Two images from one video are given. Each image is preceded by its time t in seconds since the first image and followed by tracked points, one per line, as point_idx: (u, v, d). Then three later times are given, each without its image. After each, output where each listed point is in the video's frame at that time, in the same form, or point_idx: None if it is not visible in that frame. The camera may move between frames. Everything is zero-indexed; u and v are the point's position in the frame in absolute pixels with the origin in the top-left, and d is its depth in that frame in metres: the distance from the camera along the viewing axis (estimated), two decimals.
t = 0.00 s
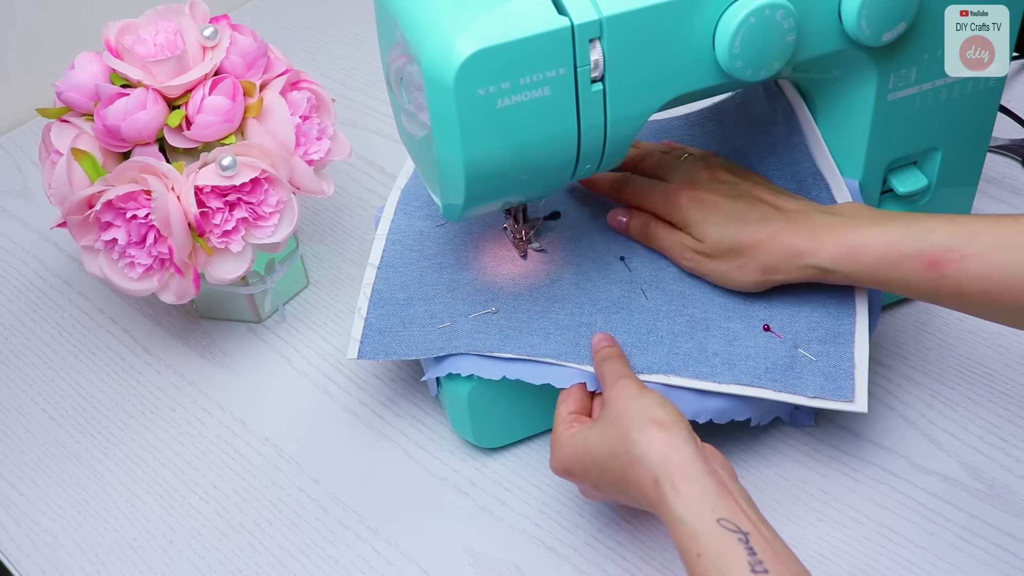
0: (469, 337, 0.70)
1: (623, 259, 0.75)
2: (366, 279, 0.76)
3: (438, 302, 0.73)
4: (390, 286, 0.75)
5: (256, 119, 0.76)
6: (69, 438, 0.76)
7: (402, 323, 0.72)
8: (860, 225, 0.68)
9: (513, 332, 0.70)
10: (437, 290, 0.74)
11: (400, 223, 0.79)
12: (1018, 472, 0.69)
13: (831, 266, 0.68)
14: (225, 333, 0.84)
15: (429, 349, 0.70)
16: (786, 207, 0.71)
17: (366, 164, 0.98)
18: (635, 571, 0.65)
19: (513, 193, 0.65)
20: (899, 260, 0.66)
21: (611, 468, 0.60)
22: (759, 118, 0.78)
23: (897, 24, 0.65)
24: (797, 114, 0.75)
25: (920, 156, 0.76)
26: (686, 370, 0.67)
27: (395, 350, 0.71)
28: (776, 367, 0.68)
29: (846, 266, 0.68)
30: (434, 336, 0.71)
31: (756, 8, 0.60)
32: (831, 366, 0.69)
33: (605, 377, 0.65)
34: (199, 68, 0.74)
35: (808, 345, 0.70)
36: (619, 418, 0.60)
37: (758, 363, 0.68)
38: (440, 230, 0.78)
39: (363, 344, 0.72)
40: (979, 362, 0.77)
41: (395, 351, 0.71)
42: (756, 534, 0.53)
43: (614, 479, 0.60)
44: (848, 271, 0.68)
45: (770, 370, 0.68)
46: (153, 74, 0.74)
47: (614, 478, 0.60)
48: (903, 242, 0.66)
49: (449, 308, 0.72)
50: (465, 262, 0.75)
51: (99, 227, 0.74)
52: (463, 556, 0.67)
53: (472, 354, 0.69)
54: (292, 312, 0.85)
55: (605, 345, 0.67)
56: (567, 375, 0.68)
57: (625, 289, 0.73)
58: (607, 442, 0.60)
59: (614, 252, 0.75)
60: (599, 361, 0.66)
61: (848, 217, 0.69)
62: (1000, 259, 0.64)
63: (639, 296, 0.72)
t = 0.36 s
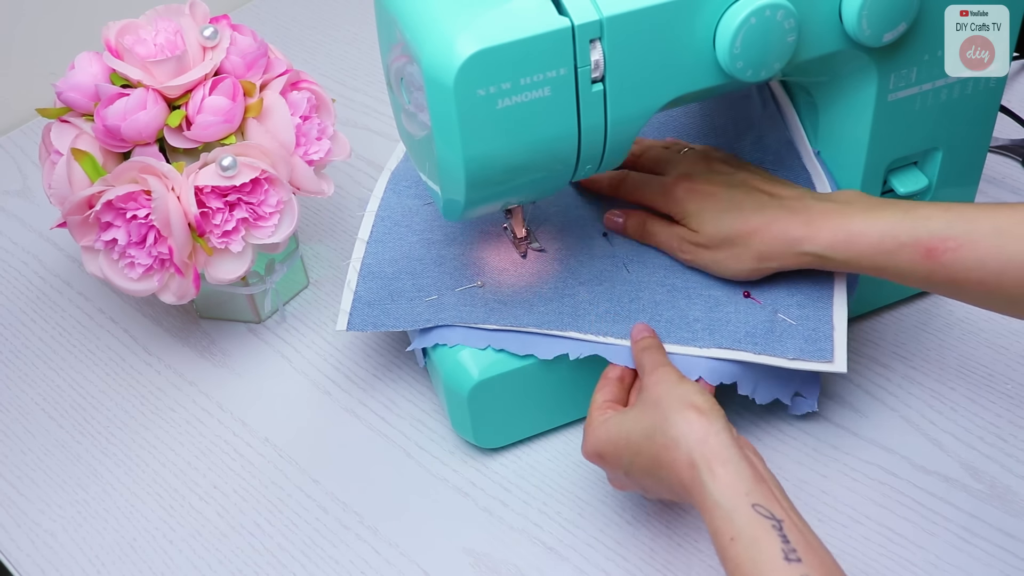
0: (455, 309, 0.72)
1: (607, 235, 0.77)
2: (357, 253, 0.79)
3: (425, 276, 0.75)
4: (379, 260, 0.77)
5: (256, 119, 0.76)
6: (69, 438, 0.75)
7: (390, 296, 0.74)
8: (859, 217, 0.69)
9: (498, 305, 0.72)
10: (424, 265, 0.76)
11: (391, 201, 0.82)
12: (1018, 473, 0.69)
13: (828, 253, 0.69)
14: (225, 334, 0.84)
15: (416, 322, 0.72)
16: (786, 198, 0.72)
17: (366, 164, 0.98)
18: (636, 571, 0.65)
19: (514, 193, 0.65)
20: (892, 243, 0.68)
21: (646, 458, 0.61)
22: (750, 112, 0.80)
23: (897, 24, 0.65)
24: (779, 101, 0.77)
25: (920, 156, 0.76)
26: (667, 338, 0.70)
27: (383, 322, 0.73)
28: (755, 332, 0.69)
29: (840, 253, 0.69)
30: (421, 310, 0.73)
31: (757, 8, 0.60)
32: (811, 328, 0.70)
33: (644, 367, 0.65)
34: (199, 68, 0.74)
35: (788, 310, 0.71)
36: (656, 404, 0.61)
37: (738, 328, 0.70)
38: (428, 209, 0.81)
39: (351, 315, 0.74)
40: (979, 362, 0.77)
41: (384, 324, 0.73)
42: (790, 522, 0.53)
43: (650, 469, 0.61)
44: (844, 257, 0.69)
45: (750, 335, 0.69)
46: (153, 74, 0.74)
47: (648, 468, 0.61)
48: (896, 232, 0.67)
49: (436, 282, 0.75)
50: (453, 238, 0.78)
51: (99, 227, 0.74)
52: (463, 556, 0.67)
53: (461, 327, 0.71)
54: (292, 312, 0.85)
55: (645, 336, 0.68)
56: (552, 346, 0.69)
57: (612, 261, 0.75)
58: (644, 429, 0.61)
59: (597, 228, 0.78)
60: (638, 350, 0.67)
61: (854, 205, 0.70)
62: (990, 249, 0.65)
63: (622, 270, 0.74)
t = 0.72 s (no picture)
0: (449, 283, 0.74)
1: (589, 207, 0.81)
2: (345, 242, 0.80)
3: (416, 258, 0.77)
4: (369, 246, 0.79)
5: (257, 119, 0.76)
6: (69, 438, 0.75)
7: (383, 280, 0.76)
8: (825, 218, 0.68)
9: (490, 281, 0.74)
10: (413, 247, 0.78)
11: (374, 192, 0.84)
12: (1017, 472, 0.69)
13: (784, 277, 0.69)
14: (225, 334, 0.84)
15: (411, 298, 0.74)
16: (770, 193, 0.74)
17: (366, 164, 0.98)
18: (636, 571, 0.65)
19: (514, 193, 0.65)
20: (847, 252, 0.66)
21: (528, 436, 0.58)
22: (733, 121, 0.83)
23: (897, 25, 0.65)
24: (762, 104, 0.80)
25: (920, 156, 0.76)
26: (657, 295, 0.72)
27: (378, 303, 0.75)
28: (742, 286, 0.73)
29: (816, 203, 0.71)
30: (415, 287, 0.75)
31: (756, 8, 0.60)
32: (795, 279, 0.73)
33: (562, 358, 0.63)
34: (199, 68, 0.74)
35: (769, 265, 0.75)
36: (602, 408, 0.57)
37: (725, 284, 0.73)
38: (412, 196, 0.83)
39: (345, 300, 0.75)
40: (979, 362, 0.77)
41: (379, 305, 0.74)
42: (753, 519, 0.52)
43: (564, 465, 0.57)
44: (798, 288, 0.68)
45: (735, 291, 0.73)
46: (153, 74, 0.74)
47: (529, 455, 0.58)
48: (846, 231, 0.67)
49: (426, 261, 0.77)
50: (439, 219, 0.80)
51: (99, 227, 0.74)
52: (463, 556, 0.67)
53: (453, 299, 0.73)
54: (292, 312, 0.85)
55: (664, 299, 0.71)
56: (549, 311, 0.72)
57: (595, 237, 0.78)
58: (546, 427, 0.57)
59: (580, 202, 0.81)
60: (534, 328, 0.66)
61: (826, 206, 0.70)
62: (949, 239, 0.64)
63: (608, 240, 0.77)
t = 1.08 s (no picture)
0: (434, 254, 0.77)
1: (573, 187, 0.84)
2: (336, 221, 0.83)
3: (404, 233, 0.80)
4: (358, 225, 0.82)
5: (257, 119, 0.76)
6: (69, 438, 0.76)
7: (371, 254, 0.79)
8: (802, 204, 0.71)
9: (473, 253, 0.77)
10: (402, 224, 0.81)
11: (366, 177, 0.87)
12: (1017, 472, 0.69)
13: (756, 252, 0.72)
14: (225, 334, 0.84)
15: (397, 269, 0.76)
16: (749, 181, 0.76)
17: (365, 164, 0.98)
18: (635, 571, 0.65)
19: (513, 194, 0.65)
20: (819, 237, 0.70)
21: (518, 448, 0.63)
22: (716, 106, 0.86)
23: (896, 25, 0.65)
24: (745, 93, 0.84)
25: (919, 156, 0.76)
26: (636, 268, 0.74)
27: (365, 276, 0.77)
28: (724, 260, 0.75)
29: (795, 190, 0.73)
30: (402, 259, 0.77)
31: (755, 9, 0.60)
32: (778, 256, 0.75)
33: (535, 381, 0.65)
34: (199, 68, 0.74)
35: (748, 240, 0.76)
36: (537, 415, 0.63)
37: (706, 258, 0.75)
38: (404, 180, 0.86)
39: (334, 274, 0.78)
40: (979, 361, 0.77)
41: (367, 277, 0.77)
42: None
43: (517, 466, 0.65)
44: (768, 264, 0.71)
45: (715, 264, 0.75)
46: (153, 74, 0.74)
47: (519, 459, 0.63)
48: (819, 217, 0.70)
49: (414, 236, 0.79)
50: (427, 198, 0.82)
51: (100, 227, 0.74)
52: (463, 555, 0.67)
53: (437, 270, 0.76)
54: (292, 312, 0.86)
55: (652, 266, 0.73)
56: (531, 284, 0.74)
57: (577, 212, 0.80)
58: (547, 435, 0.63)
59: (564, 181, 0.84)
60: (511, 334, 0.68)
61: (803, 192, 0.73)
62: (917, 234, 0.68)
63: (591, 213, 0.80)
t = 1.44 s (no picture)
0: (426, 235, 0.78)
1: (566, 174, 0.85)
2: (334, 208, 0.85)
3: (397, 217, 0.81)
4: (355, 211, 0.83)
5: (257, 119, 0.76)
6: (69, 438, 0.76)
7: (365, 237, 0.80)
8: (781, 191, 0.73)
9: (465, 237, 0.78)
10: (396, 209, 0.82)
11: (364, 165, 0.89)
12: (1017, 472, 0.69)
13: (734, 239, 0.73)
14: (226, 334, 0.84)
15: (389, 250, 0.78)
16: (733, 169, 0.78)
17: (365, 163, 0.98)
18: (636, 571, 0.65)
19: (513, 194, 0.65)
20: (795, 223, 0.71)
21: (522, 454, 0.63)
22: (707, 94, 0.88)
23: (896, 25, 0.65)
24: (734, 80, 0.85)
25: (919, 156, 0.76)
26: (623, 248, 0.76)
27: (358, 258, 0.79)
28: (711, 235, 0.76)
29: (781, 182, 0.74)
30: (394, 241, 0.79)
31: (755, 10, 0.60)
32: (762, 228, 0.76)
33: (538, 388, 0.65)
34: (199, 68, 0.74)
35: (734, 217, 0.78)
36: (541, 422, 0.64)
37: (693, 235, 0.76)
38: (400, 170, 0.87)
39: (328, 257, 0.80)
40: (979, 362, 0.77)
41: (360, 258, 0.79)
42: None
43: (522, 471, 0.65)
44: (746, 250, 0.73)
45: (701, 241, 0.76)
46: (153, 74, 0.74)
47: (523, 466, 0.63)
48: (797, 206, 0.71)
49: (407, 220, 0.81)
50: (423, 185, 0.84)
51: (100, 227, 0.74)
52: (463, 555, 0.67)
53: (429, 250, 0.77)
54: (292, 312, 0.86)
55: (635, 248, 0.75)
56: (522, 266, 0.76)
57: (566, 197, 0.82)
58: (553, 442, 0.63)
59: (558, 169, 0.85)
60: (514, 342, 0.68)
61: (785, 179, 0.74)
62: (894, 221, 0.68)
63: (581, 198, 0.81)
